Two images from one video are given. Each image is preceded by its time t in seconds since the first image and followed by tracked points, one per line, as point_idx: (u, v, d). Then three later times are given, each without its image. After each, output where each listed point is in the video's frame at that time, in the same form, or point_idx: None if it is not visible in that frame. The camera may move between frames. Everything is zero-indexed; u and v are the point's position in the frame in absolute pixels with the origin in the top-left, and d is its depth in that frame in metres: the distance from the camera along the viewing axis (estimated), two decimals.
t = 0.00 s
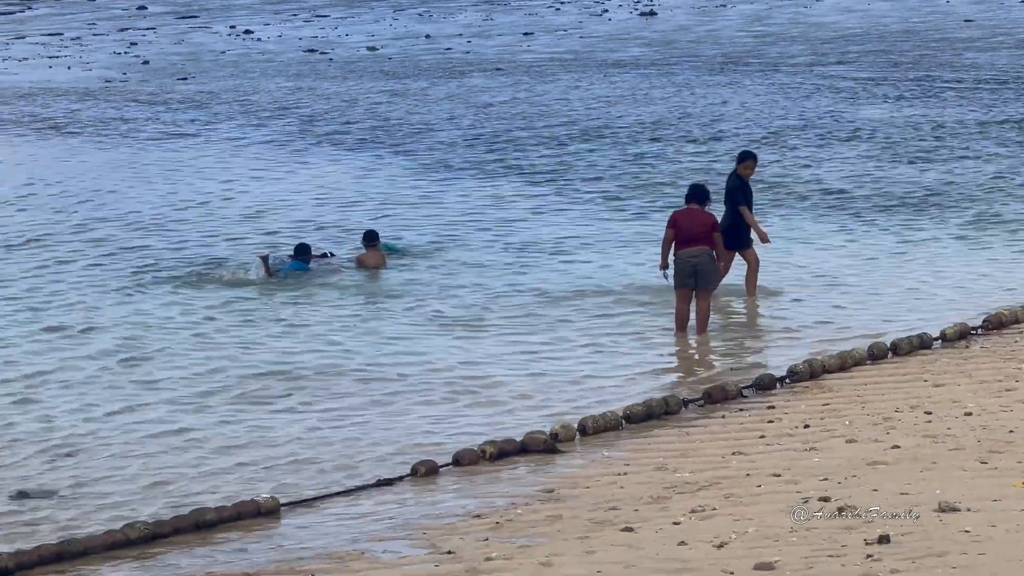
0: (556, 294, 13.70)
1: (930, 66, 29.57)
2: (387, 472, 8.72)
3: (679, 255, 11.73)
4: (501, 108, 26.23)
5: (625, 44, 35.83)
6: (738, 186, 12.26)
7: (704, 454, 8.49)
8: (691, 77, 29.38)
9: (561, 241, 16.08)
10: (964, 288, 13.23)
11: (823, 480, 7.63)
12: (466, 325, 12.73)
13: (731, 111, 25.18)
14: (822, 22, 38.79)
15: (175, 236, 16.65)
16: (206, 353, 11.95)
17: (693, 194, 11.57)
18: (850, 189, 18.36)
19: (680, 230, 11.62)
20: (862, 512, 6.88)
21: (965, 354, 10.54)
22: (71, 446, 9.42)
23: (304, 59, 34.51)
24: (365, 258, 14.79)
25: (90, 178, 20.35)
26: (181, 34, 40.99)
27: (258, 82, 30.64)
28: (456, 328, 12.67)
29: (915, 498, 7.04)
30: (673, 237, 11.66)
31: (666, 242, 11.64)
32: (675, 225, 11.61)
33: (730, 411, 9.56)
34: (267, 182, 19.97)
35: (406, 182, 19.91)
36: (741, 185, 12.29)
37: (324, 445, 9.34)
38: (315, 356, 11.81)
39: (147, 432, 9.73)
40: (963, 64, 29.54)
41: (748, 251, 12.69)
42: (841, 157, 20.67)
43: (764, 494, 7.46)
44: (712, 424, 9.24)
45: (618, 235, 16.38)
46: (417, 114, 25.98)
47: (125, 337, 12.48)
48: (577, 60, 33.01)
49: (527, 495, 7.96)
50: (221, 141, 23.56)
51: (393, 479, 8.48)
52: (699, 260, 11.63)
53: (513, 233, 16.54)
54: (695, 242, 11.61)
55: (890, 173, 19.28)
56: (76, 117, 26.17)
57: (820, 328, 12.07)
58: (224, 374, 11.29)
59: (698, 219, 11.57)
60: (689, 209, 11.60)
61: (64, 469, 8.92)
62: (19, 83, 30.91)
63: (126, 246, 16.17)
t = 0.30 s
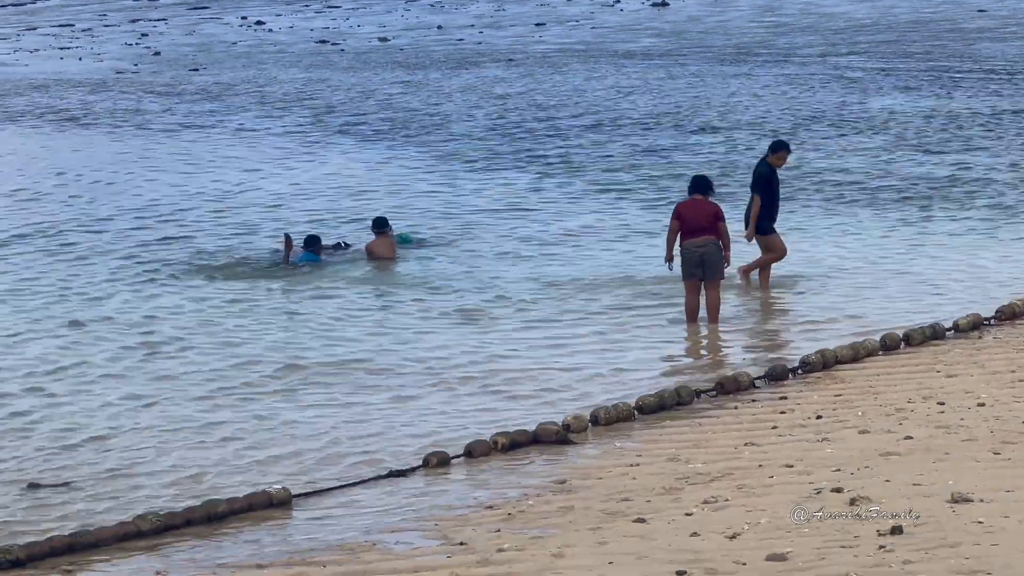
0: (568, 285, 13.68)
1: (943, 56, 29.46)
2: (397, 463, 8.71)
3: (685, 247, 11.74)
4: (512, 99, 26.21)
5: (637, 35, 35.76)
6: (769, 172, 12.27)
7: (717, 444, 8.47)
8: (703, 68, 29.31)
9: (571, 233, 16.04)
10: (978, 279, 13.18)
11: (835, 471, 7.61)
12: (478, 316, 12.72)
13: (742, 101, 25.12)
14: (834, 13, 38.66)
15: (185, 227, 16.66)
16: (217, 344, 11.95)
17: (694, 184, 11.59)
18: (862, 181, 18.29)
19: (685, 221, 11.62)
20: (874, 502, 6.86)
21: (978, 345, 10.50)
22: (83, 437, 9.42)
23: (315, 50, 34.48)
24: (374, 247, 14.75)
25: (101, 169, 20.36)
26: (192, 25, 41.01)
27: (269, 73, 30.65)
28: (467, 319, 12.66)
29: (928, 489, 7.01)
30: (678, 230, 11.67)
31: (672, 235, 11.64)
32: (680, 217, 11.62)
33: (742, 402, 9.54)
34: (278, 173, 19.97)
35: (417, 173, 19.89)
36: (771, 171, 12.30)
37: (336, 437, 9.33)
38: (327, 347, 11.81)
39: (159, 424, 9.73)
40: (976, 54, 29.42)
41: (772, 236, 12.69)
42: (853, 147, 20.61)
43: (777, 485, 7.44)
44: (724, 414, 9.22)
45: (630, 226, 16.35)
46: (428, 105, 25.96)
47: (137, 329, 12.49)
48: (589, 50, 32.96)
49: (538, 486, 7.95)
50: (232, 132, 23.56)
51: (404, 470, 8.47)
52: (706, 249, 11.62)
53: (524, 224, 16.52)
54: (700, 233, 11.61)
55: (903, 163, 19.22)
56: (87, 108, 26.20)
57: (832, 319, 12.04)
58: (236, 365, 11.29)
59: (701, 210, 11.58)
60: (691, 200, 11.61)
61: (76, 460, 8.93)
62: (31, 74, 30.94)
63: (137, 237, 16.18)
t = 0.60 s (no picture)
0: (577, 279, 13.65)
1: (953, 48, 29.37)
2: (404, 456, 8.70)
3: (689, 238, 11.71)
4: (521, 92, 26.18)
5: (645, 27, 35.71)
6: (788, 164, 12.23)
7: (725, 437, 8.45)
8: (712, 60, 29.26)
9: (579, 225, 16.01)
10: (988, 272, 13.14)
11: (844, 464, 7.58)
12: (486, 309, 12.70)
13: (751, 94, 25.08)
14: (844, 5, 38.56)
15: (192, 221, 16.65)
16: (225, 337, 11.95)
17: (694, 175, 11.53)
18: (871, 173, 18.24)
19: (689, 213, 11.57)
20: (882, 495, 6.84)
21: (987, 337, 10.47)
22: (91, 431, 9.42)
23: (323, 43, 34.45)
24: (381, 241, 14.75)
25: (109, 163, 20.37)
26: (200, 18, 41.02)
27: (277, 65, 30.65)
28: (476, 312, 12.65)
29: (937, 482, 6.98)
30: (681, 222, 11.64)
31: (674, 227, 11.61)
32: (683, 209, 11.58)
33: (751, 394, 9.51)
34: (286, 166, 19.98)
35: (425, 165, 19.88)
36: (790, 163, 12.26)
37: (344, 430, 9.33)
38: (335, 340, 11.80)
39: (167, 417, 9.72)
40: (986, 47, 29.33)
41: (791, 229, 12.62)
42: (862, 139, 20.56)
43: (786, 478, 7.41)
44: (733, 407, 9.19)
45: (638, 219, 16.32)
46: (436, 97, 25.94)
47: (145, 322, 12.48)
48: (597, 43, 32.92)
49: (547, 479, 7.93)
50: (239, 125, 23.56)
51: (412, 463, 8.46)
52: (710, 241, 11.58)
53: (533, 218, 16.51)
54: (704, 224, 11.57)
55: (912, 156, 19.17)
56: (95, 101, 26.20)
57: (841, 312, 12.00)
58: (243, 358, 11.29)
59: (703, 201, 11.52)
60: (694, 191, 11.56)
61: (83, 454, 8.93)
62: (38, 67, 30.96)
63: (145, 231, 16.18)
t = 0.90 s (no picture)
0: (581, 272, 13.64)
1: (958, 42, 29.31)
2: (407, 451, 8.71)
3: (694, 232, 11.68)
4: (524, 86, 26.16)
5: (649, 21, 35.67)
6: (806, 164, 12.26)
7: (728, 431, 8.45)
8: (715, 54, 29.21)
9: (582, 220, 16.01)
10: (991, 266, 13.12)
11: (847, 458, 7.58)
12: (489, 304, 12.70)
13: (755, 87, 25.04)
14: None
15: (195, 216, 16.65)
16: (229, 332, 11.96)
17: (699, 169, 11.50)
18: (875, 167, 18.23)
19: (694, 208, 11.55)
20: (885, 489, 6.84)
21: (990, 331, 10.47)
22: (95, 426, 9.43)
23: (326, 37, 34.43)
24: (387, 237, 14.75)
25: (112, 157, 20.39)
26: (204, 12, 41.00)
27: (281, 60, 30.63)
28: (480, 306, 12.65)
29: (940, 476, 6.98)
30: (687, 216, 11.61)
31: (680, 222, 11.57)
32: (688, 203, 11.55)
33: (755, 389, 9.51)
34: (290, 160, 19.98)
35: (429, 160, 19.88)
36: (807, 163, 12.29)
37: (348, 424, 9.33)
38: (338, 335, 11.80)
39: (171, 412, 9.73)
40: (990, 40, 29.26)
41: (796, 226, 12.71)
42: (866, 133, 20.54)
43: (789, 472, 7.42)
44: (736, 401, 9.19)
45: (642, 213, 16.31)
46: (440, 92, 25.92)
47: (148, 317, 12.50)
48: (601, 37, 32.87)
49: (550, 474, 7.94)
50: (243, 120, 23.56)
51: (415, 458, 8.47)
52: (716, 234, 11.60)
53: (536, 212, 16.50)
54: (708, 219, 11.58)
55: (916, 149, 19.15)
56: (98, 96, 26.21)
57: (845, 305, 11.99)
58: (247, 353, 11.30)
59: (709, 195, 11.51)
60: (700, 185, 11.53)
61: (88, 448, 8.94)
62: (42, 62, 30.96)
63: (149, 225, 16.20)
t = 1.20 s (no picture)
0: (580, 271, 13.61)
1: (957, 39, 29.27)
2: (406, 449, 8.68)
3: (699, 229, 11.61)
4: (523, 83, 26.11)
5: (648, 18, 35.63)
6: (807, 160, 12.25)
7: (727, 430, 8.43)
8: (714, 52, 29.18)
9: (582, 218, 15.97)
10: (991, 263, 13.10)
11: (847, 457, 7.56)
12: (488, 302, 12.67)
13: (754, 85, 25.00)
14: None
15: (196, 214, 16.61)
16: (227, 329, 11.92)
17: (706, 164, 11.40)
18: (875, 165, 18.20)
19: (701, 206, 11.48)
20: (884, 487, 6.81)
21: (990, 329, 10.44)
22: (93, 425, 9.40)
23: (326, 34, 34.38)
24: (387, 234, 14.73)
25: (110, 155, 20.34)
26: (202, 9, 40.94)
27: (279, 57, 30.58)
28: (478, 304, 12.61)
29: (940, 474, 6.96)
30: (694, 212, 11.52)
31: (687, 218, 11.48)
32: (696, 199, 11.47)
33: (754, 387, 9.49)
34: (289, 158, 19.94)
35: (428, 157, 19.84)
36: (809, 160, 12.28)
37: (346, 423, 9.30)
38: (336, 332, 11.77)
39: (169, 410, 9.70)
40: (989, 37, 29.23)
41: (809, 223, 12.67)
42: (865, 131, 20.50)
43: (789, 470, 7.40)
44: (736, 400, 9.17)
45: (641, 211, 16.28)
46: (439, 89, 25.88)
47: (146, 315, 12.46)
48: (600, 34, 32.82)
49: (548, 472, 7.92)
50: (241, 117, 23.51)
51: (413, 456, 8.44)
52: (721, 233, 11.57)
53: (535, 210, 16.47)
54: (714, 217, 11.54)
55: (916, 147, 19.12)
56: (96, 93, 26.16)
57: (845, 303, 11.96)
58: (245, 351, 11.26)
59: (716, 192, 11.47)
60: (706, 181, 11.47)
61: (85, 447, 8.91)
62: (40, 59, 30.90)
63: (147, 223, 16.15)
